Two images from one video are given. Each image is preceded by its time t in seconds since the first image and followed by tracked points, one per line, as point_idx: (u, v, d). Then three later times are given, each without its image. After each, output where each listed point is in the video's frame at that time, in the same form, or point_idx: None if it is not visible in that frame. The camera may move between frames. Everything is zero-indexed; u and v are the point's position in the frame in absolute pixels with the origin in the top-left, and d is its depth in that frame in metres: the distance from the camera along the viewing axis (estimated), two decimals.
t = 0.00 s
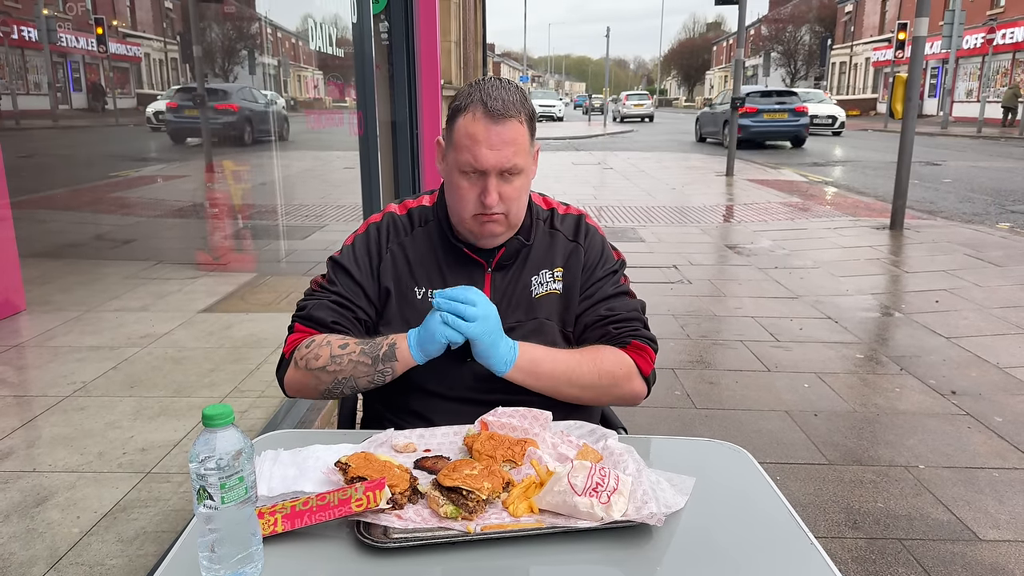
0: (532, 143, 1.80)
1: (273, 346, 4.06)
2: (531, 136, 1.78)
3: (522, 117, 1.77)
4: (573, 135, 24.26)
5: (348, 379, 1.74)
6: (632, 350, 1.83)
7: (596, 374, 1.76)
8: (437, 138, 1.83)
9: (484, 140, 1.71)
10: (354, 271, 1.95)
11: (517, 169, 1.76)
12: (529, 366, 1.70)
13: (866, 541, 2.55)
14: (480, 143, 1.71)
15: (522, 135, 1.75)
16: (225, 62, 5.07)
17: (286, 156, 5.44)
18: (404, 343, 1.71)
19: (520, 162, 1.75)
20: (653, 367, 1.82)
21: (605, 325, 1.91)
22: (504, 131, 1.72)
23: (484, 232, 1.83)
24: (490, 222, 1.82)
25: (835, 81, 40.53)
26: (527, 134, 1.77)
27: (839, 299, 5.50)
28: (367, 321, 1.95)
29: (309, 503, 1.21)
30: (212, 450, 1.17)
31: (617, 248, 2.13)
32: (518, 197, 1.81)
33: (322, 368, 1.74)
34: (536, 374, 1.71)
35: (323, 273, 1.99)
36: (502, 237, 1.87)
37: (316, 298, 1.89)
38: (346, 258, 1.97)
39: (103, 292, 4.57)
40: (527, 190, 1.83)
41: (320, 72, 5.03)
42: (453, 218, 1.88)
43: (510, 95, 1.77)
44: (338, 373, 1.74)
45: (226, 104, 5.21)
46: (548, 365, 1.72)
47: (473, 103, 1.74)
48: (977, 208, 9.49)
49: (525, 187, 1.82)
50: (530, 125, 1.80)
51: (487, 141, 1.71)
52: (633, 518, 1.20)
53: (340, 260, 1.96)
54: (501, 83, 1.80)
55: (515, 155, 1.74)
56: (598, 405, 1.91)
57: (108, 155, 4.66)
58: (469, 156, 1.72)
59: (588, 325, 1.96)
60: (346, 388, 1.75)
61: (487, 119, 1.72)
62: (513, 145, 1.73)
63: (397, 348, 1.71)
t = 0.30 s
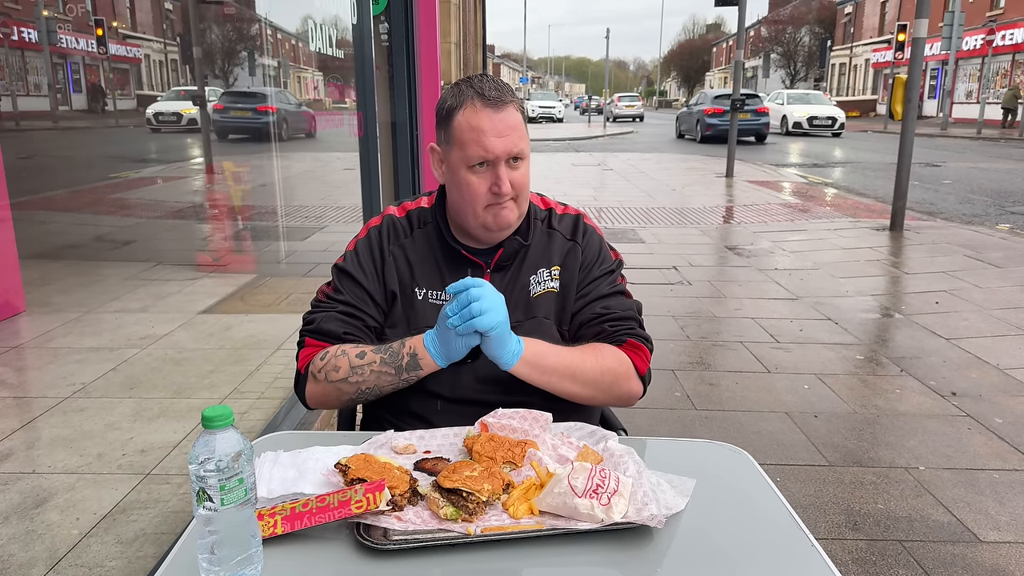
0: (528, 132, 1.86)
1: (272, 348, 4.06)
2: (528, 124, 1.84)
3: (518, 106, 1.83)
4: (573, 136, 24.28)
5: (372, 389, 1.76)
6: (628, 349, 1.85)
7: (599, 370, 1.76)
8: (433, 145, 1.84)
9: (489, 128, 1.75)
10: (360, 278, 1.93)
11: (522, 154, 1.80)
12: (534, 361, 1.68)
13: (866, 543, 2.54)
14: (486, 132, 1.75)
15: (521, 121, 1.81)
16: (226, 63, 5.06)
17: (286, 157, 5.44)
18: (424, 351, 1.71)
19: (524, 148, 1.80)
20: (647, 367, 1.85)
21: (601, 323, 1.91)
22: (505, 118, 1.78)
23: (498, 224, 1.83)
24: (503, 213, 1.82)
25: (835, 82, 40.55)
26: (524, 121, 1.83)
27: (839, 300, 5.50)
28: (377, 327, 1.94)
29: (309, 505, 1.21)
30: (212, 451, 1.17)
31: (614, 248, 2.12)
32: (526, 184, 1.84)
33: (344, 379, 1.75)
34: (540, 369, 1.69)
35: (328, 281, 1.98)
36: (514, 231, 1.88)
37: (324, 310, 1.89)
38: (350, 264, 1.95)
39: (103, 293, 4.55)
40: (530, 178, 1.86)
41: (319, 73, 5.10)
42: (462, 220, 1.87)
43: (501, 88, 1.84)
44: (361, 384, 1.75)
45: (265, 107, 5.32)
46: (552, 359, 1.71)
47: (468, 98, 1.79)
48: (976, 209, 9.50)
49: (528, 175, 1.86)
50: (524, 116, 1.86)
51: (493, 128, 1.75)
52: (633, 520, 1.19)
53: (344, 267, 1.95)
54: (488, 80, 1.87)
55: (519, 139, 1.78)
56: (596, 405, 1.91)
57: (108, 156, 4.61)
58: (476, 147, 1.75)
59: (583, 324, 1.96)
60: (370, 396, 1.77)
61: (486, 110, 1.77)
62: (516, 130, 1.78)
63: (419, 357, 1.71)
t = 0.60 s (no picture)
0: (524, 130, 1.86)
1: (271, 349, 4.06)
2: (523, 121, 1.84)
3: (514, 104, 1.83)
4: (573, 137, 24.28)
5: (377, 386, 1.75)
6: (625, 349, 1.84)
7: (597, 365, 1.75)
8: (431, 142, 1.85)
9: (483, 124, 1.75)
10: (362, 276, 1.93)
11: (516, 151, 1.79)
12: (534, 346, 1.66)
13: (866, 545, 2.54)
14: (479, 129, 1.75)
15: (516, 119, 1.80)
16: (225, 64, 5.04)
17: (286, 158, 5.50)
18: (429, 347, 1.70)
19: (517, 145, 1.79)
20: (643, 369, 1.84)
21: (598, 325, 1.90)
22: (499, 114, 1.77)
23: (490, 222, 1.83)
24: (496, 210, 1.82)
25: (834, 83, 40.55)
26: (519, 119, 1.82)
27: (838, 301, 5.50)
28: (378, 326, 1.94)
29: (306, 507, 1.21)
30: (209, 453, 1.16)
31: (611, 250, 2.12)
32: (519, 182, 1.83)
33: (348, 376, 1.74)
34: (539, 356, 1.68)
35: (329, 280, 1.97)
36: (508, 228, 1.88)
37: (327, 308, 1.88)
38: (351, 263, 1.95)
39: (102, 294, 4.52)
40: (525, 175, 1.86)
41: (318, 74, 5.24)
42: (456, 216, 1.87)
43: (497, 85, 1.84)
44: (366, 381, 1.74)
45: (297, 107, 5.33)
46: (554, 348, 1.69)
47: (464, 94, 1.79)
48: (976, 210, 9.50)
49: (523, 173, 1.85)
50: (521, 113, 1.86)
51: (486, 125, 1.75)
52: (632, 522, 1.19)
53: (345, 266, 1.95)
54: (486, 77, 1.87)
55: (513, 137, 1.78)
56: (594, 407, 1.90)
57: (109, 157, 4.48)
58: (469, 143, 1.75)
59: (580, 325, 1.95)
60: (373, 394, 1.77)
61: (480, 106, 1.77)
62: (510, 127, 1.78)
63: (423, 354, 1.71)
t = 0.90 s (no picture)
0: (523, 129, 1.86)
1: (270, 350, 4.05)
2: (522, 120, 1.84)
3: (512, 103, 1.82)
4: (573, 138, 24.30)
5: (379, 394, 1.75)
6: (625, 352, 1.84)
7: (602, 367, 1.76)
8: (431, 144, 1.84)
9: (483, 124, 1.75)
10: (363, 278, 1.92)
11: (516, 151, 1.79)
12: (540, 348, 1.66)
13: (866, 546, 2.53)
14: (479, 128, 1.75)
15: (515, 118, 1.80)
16: (224, 66, 5.02)
17: (285, 158, 5.47)
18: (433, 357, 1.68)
19: (518, 144, 1.79)
20: (644, 371, 1.84)
21: (599, 326, 1.90)
22: (499, 114, 1.77)
23: (493, 223, 1.83)
24: (498, 209, 1.82)
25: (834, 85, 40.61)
26: (518, 118, 1.82)
27: (838, 302, 5.50)
28: (379, 328, 1.93)
29: (306, 510, 1.21)
30: (208, 456, 1.16)
31: (612, 251, 2.12)
32: (520, 181, 1.83)
33: (349, 382, 1.74)
34: (546, 359, 1.67)
35: (329, 283, 1.96)
36: (510, 228, 1.87)
37: (327, 310, 1.87)
38: (351, 265, 1.94)
39: (102, 296, 4.48)
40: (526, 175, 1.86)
41: (317, 75, 5.14)
42: (458, 218, 1.87)
43: (495, 85, 1.84)
44: (367, 388, 1.74)
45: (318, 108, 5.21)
46: (562, 350, 1.70)
47: (463, 95, 1.79)
48: (975, 211, 9.51)
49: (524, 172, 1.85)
50: (519, 113, 1.86)
51: (486, 124, 1.75)
52: (633, 524, 1.19)
53: (345, 268, 1.94)
54: (484, 78, 1.87)
55: (513, 136, 1.78)
56: (595, 409, 1.90)
57: (109, 158, 4.53)
58: (470, 143, 1.75)
59: (581, 326, 1.95)
60: (374, 401, 1.76)
61: (480, 106, 1.77)
62: (510, 126, 1.78)
63: (427, 363, 1.68)
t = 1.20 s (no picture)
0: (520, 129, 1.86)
1: (269, 351, 4.05)
2: (519, 120, 1.84)
3: (510, 103, 1.83)
4: (572, 139, 24.29)
5: (378, 390, 1.74)
6: (626, 352, 1.83)
7: (595, 373, 1.75)
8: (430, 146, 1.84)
9: (481, 124, 1.75)
10: (362, 280, 1.92)
11: (514, 151, 1.80)
12: (531, 364, 1.66)
13: (865, 547, 2.53)
14: (477, 129, 1.75)
15: (513, 117, 1.80)
16: (223, 66, 4.97)
17: (283, 159, 5.46)
18: (430, 351, 1.68)
19: (515, 144, 1.80)
20: (647, 370, 1.84)
21: (600, 326, 1.90)
22: (496, 114, 1.77)
23: (492, 223, 1.83)
24: (496, 210, 1.82)
25: (832, 85, 40.64)
26: (516, 117, 1.83)
27: (837, 303, 5.50)
28: (378, 329, 1.93)
29: (303, 511, 1.21)
30: (205, 457, 1.16)
31: (611, 250, 2.12)
32: (519, 181, 1.84)
33: (348, 381, 1.74)
34: (538, 371, 1.68)
35: (328, 285, 1.95)
36: (508, 229, 1.88)
37: (326, 312, 1.86)
38: (350, 266, 1.94)
39: (99, 295, 4.56)
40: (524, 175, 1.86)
41: (316, 76, 5.20)
42: (456, 219, 1.87)
43: (492, 86, 1.84)
44: (367, 385, 1.74)
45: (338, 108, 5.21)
46: (550, 363, 1.69)
47: (460, 96, 1.79)
48: (973, 212, 9.51)
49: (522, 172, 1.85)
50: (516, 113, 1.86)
51: (484, 124, 1.75)
52: (631, 526, 1.19)
53: (344, 269, 1.93)
54: (480, 78, 1.86)
55: (511, 136, 1.78)
56: (594, 409, 1.90)
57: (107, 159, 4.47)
58: (468, 144, 1.75)
59: (582, 327, 1.95)
60: (375, 398, 1.76)
61: (477, 107, 1.77)
62: (508, 126, 1.78)
63: (425, 357, 1.68)
